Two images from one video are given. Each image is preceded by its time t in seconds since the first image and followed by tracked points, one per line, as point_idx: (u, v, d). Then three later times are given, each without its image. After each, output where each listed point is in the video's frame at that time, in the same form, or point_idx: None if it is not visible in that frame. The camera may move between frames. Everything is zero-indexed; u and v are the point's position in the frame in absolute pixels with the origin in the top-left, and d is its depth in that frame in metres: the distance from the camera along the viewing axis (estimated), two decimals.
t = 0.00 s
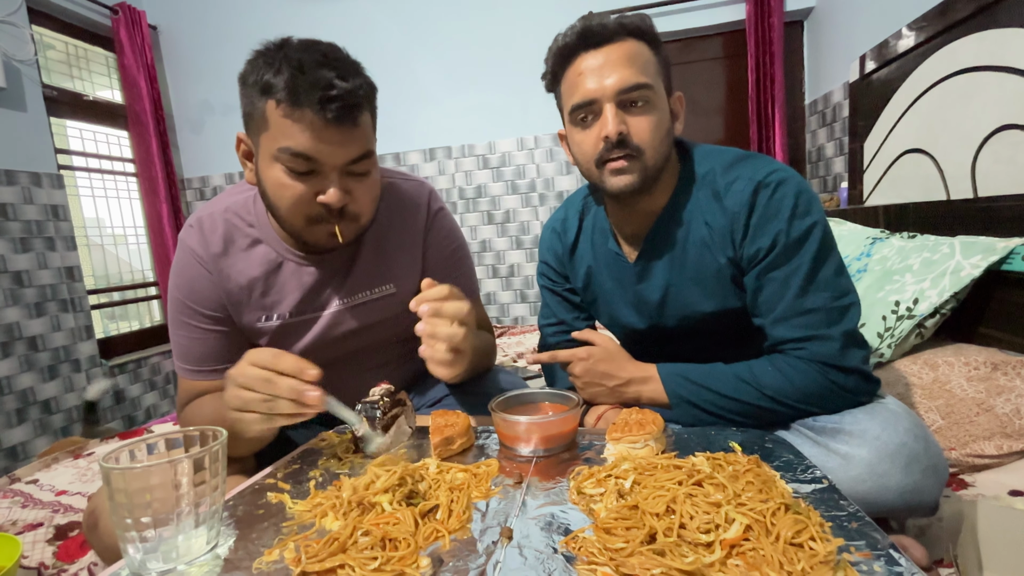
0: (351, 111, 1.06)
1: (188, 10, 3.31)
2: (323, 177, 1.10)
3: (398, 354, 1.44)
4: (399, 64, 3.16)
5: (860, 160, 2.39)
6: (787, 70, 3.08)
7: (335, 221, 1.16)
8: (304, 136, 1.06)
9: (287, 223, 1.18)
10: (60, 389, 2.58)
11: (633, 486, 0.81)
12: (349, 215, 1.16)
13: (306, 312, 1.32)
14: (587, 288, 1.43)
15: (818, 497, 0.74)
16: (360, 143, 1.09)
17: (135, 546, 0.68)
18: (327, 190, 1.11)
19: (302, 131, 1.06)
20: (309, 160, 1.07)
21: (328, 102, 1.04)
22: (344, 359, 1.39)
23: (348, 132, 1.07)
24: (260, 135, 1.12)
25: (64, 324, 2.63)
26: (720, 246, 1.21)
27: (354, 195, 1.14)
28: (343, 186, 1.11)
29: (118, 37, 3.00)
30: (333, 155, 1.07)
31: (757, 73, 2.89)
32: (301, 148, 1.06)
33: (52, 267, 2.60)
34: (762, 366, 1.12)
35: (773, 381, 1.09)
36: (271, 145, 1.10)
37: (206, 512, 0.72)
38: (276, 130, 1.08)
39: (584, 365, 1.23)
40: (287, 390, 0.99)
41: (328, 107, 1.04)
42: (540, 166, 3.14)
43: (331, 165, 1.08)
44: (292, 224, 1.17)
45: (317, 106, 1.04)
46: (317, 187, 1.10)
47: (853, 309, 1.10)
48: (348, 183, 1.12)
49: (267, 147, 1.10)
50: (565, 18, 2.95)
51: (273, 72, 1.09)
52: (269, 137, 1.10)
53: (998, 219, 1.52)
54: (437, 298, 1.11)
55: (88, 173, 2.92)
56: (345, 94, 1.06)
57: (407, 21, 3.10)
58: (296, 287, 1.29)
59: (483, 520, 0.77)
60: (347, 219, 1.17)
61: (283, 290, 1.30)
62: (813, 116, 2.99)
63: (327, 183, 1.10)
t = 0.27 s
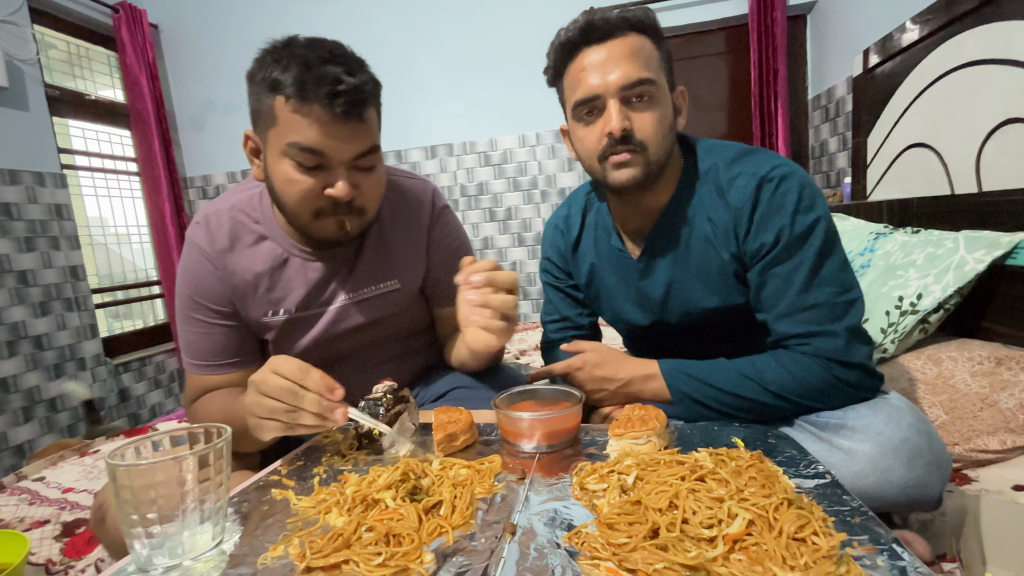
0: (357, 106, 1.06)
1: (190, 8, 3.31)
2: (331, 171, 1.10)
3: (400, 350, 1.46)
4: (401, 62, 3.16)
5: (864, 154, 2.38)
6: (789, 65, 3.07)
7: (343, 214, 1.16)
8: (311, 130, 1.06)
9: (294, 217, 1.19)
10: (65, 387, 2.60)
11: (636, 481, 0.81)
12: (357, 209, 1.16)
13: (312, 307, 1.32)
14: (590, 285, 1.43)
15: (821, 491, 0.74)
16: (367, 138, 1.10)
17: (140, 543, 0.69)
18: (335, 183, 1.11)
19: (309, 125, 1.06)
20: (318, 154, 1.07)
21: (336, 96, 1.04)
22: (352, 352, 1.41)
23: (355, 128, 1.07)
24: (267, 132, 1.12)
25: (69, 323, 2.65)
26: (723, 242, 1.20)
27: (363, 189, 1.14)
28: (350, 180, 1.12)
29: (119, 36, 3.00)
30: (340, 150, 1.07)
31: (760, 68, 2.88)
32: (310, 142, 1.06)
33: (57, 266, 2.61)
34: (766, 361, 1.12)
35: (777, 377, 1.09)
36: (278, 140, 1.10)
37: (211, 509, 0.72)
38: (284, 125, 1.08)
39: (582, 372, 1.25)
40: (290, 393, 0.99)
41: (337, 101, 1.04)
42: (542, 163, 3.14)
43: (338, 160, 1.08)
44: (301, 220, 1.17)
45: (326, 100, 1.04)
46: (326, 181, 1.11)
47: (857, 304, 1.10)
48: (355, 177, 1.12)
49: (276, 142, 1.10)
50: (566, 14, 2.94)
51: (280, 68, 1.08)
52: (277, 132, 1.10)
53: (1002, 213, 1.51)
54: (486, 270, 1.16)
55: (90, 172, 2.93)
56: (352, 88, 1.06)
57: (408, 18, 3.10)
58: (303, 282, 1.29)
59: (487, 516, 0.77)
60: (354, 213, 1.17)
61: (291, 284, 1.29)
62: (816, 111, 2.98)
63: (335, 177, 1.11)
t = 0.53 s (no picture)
0: (366, 103, 1.07)
1: (189, 8, 3.31)
2: (338, 168, 1.10)
3: (401, 348, 1.47)
4: (400, 61, 3.16)
5: (863, 152, 2.38)
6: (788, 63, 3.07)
7: (350, 209, 1.15)
8: (319, 126, 1.06)
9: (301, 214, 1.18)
10: (65, 388, 2.60)
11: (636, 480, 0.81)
12: (364, 205, 1.16)
13: (314, 305, 1.32)
14: (591, 284, 1.43)
15: (820, 490, 0.75)
16: (374, 134, 1.10)
17: (142, 543, 0.69)
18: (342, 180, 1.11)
19: (316, 120, 1.06)
20: (325, 150, 1.07)
21: (345, 93, 1.05)
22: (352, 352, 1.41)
23: (363, 124, 1.08)
24: (274, 129, 1.13)
25: (69, 323, 2.65)
26: (724, 240, 1.21)
27: (369, 185, 1.14)
28: (357, 177, 1.11)
29: (118, 36, 3.00)
30: (348, 145, 1.08)
31: (759, 66, 2.88)
32: (318, 138, 1.06)
33: (57, 266, 2.61)
34: (766, 359, 1.12)
35: (777, 375, 1.09)
36: (286, 137, 1.10)
37: (212, 510, 0.73)
38: (291, 122, 1.08)
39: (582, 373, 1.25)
40: (291, 394, 0.99)
41: (346, 98, 1.05)
42: (541, 161, 3.14)
43: (346, 155, 1.08)
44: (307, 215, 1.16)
45: (334, 97, 1.05)
46: (332, 178, 1.10)
47: (858, 302, 1.11)
48: (362, 174, 1.12)
49: (283, 139, 1.11)
50: (566, 12, 2.93)
51: (288, 66, 1.09)
52: (286, 128, 1.10)
53: (1002, 211, 1.52)
54: (489, 280, 1.15)
55: (90, 173, 2.93)
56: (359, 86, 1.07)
57: (407, 17, 3.09)
58: (306, 280, 1.30)
59: (487, 516, 0.77)
60: (362, 209, 1.16)
61: (293, 282, 1.30)
62: (815, 109, 2.98)
63: (342, 174, 1.10)
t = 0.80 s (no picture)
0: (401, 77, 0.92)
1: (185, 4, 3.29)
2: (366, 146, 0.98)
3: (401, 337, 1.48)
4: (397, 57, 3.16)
5: (861, 147, 2.38)
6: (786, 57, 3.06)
7: (375, 188, 1.05)
8: (349, 101, 0.92)
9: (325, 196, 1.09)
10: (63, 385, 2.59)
11: (633, 475, 0.81)
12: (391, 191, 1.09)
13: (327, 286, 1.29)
14: (589, 279, 1.43)
15: (816, 483, 0.75)
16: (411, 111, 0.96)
17: (136, 539, 0.68)
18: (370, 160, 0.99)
19: (345, 95, 0.92)
20: (355, 127, 0.94)
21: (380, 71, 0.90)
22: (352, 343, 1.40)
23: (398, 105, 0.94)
24: (298, 100, 0.96)
25: (66, 320, 2.64)
26: (724, 234, 1.20)
27: (396, 167, 1.03)
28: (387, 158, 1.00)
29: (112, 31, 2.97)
30: (379, 122, 0.95)
31: (757, 60, 2.87)
32: (351, 115, 0.93)
33: (53, 263, 2.60)
34: (764, 354, 1.12)
35: (775, 371, 1.09)
36: (317, 112, 0.95)
37: (206, 506, 0.72)
38: (323, 97, 0.93)
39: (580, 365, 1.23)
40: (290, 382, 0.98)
41: (379, 77, 0.90)
42: (539, 157, 3.27)
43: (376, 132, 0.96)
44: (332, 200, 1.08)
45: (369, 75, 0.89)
46: (358, 153, 0.98)
47: (857, 297, 1.10)
48: (392, 155, 1.01)
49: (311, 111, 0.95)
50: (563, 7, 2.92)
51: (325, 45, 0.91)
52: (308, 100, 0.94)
53: (999, 205, 1.51)
54: (494, 269, 1.14)
55: (85, 169, 2.92)
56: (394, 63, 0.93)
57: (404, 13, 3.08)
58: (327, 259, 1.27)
59: (484, 510, 0.77)
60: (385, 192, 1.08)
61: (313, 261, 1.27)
62: (813, 104, 2.97)
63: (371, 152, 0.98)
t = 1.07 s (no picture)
0: (427, 78, 1.27)
1: None
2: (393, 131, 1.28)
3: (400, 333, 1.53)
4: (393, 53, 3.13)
5: (858, 143, 2.37)
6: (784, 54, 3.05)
7: (396, 171, 1.30)
8: (381, 88, 1.24)
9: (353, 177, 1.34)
10: (58, 383, 2.58)
11: (628, 472, 0.80)
12: (409, 171, 1.32)
13: (343, 265, 1.44)
14: (586, 275, 1.42)
15: (813, 480, 0.74)
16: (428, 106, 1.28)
17: (123, 539, 0.67)
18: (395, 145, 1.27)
19: (379, 83, 1.24)
20: (385, 113, 1.25)
21: (411, 62, 1.25)
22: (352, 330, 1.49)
23: (420, 92, 1.26)
24: (343, 91, 1.30)
25: (60, 319, 2.62)
26: (721, 230, 1.19)
27: (416, 153, 1.31)
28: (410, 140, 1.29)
29: (106, 26, 2.94)
30: (406, 111, 1.26)
31: (755, 57, 2.86)
32: (382, 101, 1.24)
33: (46, 261, 2.58)
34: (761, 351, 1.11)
35: (773, 367, 1.08)
36: (351, 97, 1.28)
37: (196, 505, 0.71)
38: (359, 84, 1.27)
39: (583, 331, 1.17)
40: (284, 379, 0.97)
41: (411, 66, 1.25)
42: (536, 154, 3.12)
43: (403, 118, 1.26)
44: (357, 175, 1.32)
45: (401, 64, 1.24)
46: (386, 139, 1.28)
47: (855, 292, 1.10)
48: (413, 142, 1.30)
49: (349, 100, 1.28)
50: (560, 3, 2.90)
51: (363, 38, 1.29)
52: (352, 92, 1.28)
53: (997, 201, 1.51)
54: (506, 256, 1.15)
55: (79, 166, 2.89)
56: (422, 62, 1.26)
57: (400, 9, 3.06)
58: (344, 238, 1.43)
59: (477, 509, 0.76)
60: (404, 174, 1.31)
61: (331, 239, 1.43)
62: (810, 100, 2.96)
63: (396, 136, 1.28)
